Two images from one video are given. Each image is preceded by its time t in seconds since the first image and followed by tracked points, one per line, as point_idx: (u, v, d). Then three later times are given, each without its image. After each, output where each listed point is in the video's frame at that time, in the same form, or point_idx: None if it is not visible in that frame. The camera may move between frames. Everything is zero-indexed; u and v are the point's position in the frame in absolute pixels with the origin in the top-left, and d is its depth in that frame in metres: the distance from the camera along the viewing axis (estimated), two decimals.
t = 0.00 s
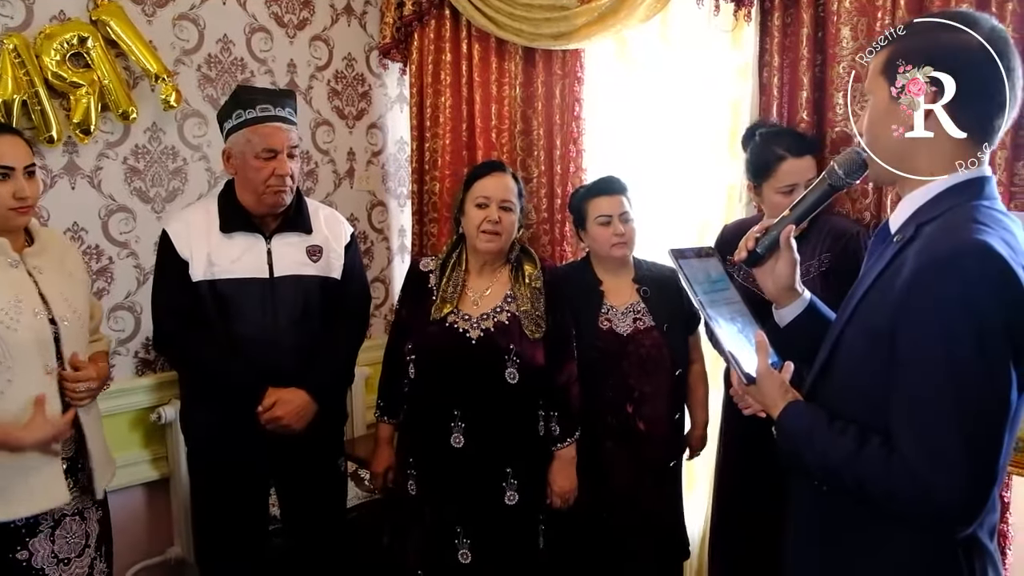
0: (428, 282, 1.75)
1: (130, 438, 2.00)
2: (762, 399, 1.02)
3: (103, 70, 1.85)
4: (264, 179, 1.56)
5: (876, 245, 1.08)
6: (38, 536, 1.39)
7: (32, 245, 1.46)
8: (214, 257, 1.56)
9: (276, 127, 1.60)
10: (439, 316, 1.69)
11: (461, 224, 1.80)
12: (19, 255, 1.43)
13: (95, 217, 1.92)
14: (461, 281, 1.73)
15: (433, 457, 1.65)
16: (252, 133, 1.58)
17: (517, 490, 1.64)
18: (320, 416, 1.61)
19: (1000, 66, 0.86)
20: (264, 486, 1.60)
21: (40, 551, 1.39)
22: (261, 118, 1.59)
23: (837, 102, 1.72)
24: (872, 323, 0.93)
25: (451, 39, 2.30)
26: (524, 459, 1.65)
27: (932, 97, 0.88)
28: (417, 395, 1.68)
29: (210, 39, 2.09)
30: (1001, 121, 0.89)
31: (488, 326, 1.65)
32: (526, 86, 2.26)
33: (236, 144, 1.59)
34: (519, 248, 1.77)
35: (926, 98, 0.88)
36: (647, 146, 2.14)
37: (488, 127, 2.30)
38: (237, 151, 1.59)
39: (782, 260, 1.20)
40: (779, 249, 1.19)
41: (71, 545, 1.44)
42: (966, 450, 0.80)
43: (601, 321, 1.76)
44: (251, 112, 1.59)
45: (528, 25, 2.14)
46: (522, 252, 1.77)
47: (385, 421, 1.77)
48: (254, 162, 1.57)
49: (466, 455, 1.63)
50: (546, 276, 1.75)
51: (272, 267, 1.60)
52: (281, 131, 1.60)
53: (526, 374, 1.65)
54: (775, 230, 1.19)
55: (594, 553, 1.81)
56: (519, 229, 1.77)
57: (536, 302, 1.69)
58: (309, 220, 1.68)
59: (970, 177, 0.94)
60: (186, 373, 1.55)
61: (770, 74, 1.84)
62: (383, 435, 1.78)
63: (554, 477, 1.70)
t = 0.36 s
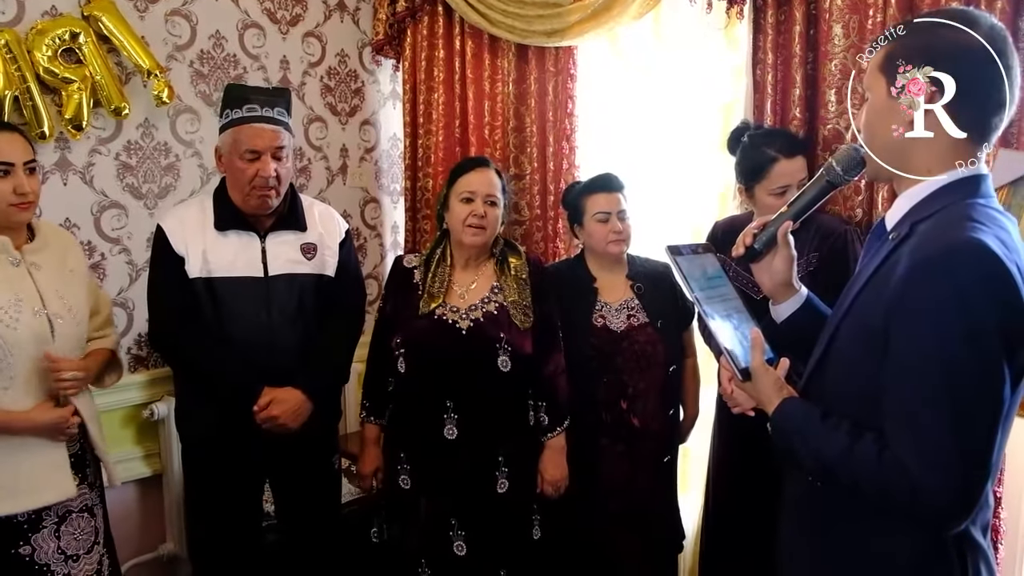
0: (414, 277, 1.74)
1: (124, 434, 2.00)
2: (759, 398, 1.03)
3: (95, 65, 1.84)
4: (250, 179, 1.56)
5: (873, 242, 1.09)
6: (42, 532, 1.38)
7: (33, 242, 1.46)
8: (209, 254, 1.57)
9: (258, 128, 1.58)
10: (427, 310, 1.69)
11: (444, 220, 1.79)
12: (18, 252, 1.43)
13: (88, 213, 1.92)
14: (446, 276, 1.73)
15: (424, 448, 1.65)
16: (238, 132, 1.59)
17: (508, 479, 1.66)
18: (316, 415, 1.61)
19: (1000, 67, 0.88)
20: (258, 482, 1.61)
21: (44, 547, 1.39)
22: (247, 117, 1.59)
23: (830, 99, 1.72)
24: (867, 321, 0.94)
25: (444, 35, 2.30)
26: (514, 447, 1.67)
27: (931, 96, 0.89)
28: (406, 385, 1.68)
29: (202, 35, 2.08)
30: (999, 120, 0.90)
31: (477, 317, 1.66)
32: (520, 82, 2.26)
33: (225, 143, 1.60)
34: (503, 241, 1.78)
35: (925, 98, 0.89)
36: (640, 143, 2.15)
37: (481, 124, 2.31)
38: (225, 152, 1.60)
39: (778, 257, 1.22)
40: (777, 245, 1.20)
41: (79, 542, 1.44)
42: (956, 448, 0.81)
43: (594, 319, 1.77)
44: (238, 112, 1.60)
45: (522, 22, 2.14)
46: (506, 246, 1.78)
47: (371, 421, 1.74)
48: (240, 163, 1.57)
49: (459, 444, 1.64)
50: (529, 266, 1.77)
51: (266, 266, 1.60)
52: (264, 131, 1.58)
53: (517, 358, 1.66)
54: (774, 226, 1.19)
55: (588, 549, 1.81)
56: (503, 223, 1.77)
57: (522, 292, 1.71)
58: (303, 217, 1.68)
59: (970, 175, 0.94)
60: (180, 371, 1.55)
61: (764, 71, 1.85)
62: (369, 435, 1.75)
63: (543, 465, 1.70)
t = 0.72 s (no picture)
0: (393, 274, 1.72)
1: (116, 430, 1.99)
2: (753, 395, 1.03)
3: (86, 61, 1.83)
4: (237, 184, 1.56)
5: (867, 238, 1.09)
6: (34, 528, 1.37)
7: (23, 239, 1.45)
8: (200, 249, 1.56)
9: (248, 131, 1.57)
10: (411, 306, 1.67)
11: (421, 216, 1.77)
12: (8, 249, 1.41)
13: (79, 210, 1.91)
14: (426, 271, 1.71)
15: (412, 443, 1.64)
16: (229, 134, 1.58)
17: (498, 470, 1.66)
18: (307, 411, 1.61)
19: (1000, 66, 0.88)
20: (250, 480, 1.60)
21: (35, 543, 1.38)
22: (237, 120, 1.58)
23: (823, 96, 1.73)
24: (860, 317, 0.94)
25: (437, 31, 2.28)
26: (501, 437, 1.67)
27: (931, 97, 0.89)
28: (393, 379, 1.66)
29: (194, 31, 2.07)
30: (998, 115, 0.91)
31: (461, 308, 1.65)
32: (513, 78, 2.26)
33: (217, 143, 1.60)
34: (480, 233, 1.76)
35: (926, 99, 0.89)
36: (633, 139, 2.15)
37: (474, 120, 2.28)
38: (217, 151, 1.60)
39: (773, 250, 1.21)
40: (770, 239, 1.20)
41: (72, 537, 1.44)
42: (950, 445, 0.81)
43: (587, 315, 1.77)
44: (229, 114, 1.59)
45: (514, 18, 2.14)
46: (484, 237, 1.76)
47: (357, 421, 1.71)
48: (230, 165, 1.57)
49: (446, 438, 1.63)
50: (510, 254, 1.75)
51: (258, 258, 1.59)
52: (254, 134, 1.57)
53: (504, 350, 1.66)
54: (767, 220, 1.20)
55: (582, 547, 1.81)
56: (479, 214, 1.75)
57: (504, 282, 1.70)
58: (296, 212, 1.67)
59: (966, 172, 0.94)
60: (172, 368, 1.55)
61: (758, 68, 1.85)
62: (356, 434, 1.71)
63: (531, 449, 1.72)
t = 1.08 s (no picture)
0: (378, 276, 1.69)
1: (110, 432, 1.99)
2: (745, 396, 1.03)
3: (75, 63, 1.82)
4: (230, 190, 1.56)
5: (859, 237, 1.09)
6: (25, 532, 1.37)
7: (16, 243, 1.44)
8: (190, 249, 1.56)
9: (242, 139, 1.57)
10: (398, 307, 1.65)
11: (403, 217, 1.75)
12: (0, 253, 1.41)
13: (70, 212, 1.90)
14: (411, 271, 1.69)
15: (404, 445, 1.64)
16: (222, 142, 1.57)
17: (491, 465, 1.66)
18: (298, 412, 1.61)
19: (997, 63, 0.88)
20: (243, 481, 1.60)
21: (26, 547, 1.38)
22: (231, 128, 1.57)
23: (815, 95, 1.73)
24: (849, 316, 0.94)
25: (429, 30, 2.28)
26: (492, 432, 1.68)
27: (932, 97, 0.89)
28: (382, 380, 1.65)
29: (184, 32, 2.06)
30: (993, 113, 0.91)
31: (449, 306, 1.64)
32: (505, 78, 2.26)
33: (209, 148, 1.59)
34: (462, 231, 1.76)
35: (926, 99, 0.89)
36: (625, 138, 2.15)
37: (466, 120, 2.28)
38: (210, 154, 1.59)
39: (766, 249, 1.20)
40: (763, 240, 1.20)
41: (61, 541, 1.44)
42: (940, 445, 0.81)
43: (578, 315, 1.77)
44: (222, 121, 1.58)
45: (505, 18, 2.13)
46: (466, 235, 1.76)
47: (345, 423, 1.72)
48: (223, 171, 1.56)
49: (437, 437, 1.63)
50: (493, 252, 1.75)
51: (250, 260, 1.59)
52: (248, 143, 1.57)
53: (493, 347, 1.66)
54: (762, 219, 1.19)
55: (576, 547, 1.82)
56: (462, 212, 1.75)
57: (489, 279, 1.70)
58: (288, 215, 1.67)
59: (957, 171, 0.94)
60: (165, 370, 1.55)
61: (750, 67, 1.85)
62: (342, 436, 1.72)
63: (520, 443, 1.72)
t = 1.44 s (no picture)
0: (372, 273, 1.69)
1: (107, 434, 1.99)
2: (744, 397, 1.03)
3: (72, 64, 1.82)
4: (233, 178, 1.56)
5: (857, 237, 1.09)
6: (22, 538, 1.38)
7: (13, 244, 1.45)
8: (189, 249, 1.57)
9: (240, 129, 1.58)
10: (393, 303, 1.65)
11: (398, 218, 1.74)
12: None
13: (66, 214, 1.90)
14: (407, 269, 1.69)
15: (400, 442, 1.64)
16: (221, 133, 1.58)
17: (487, 460, 1.67)
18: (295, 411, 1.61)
19: (993, 62, 0.89)
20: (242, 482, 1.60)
21: (23, 553, 1.38)
22: (230, 118, 1.59)
23: (814, 95, 1.74)
24: (849, 316, 0.95)
25: (425, 32, 2.29)
26: (487, 429, 1.68)
27: (930, 97, 0.89)
28: (379, 380, 1.65)
29: (181, 34, 2.06)
30: (987, 111, 0.92)
31: (444, 302, 1.65)
32: (502, 79, 2.27)
33: (206, 143, 1.60)
34: (457, 231, 1.77)
35: (925, 99, 0.89)
36: (623, 138, 2.15)
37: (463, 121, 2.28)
38: (207, 149, 1.60)
39: (766, 252, 1.21)
40: (762, 242, 1.21)
41: (55, 546, 1.43)
42: (939, 444, 0.81)
43: (575, 314, 1.77)
44: (221, 111, 1.59)
45: (502, 18, 2.14)
46: (461, 235, 1.77)
47: (340, 422, 1.70)
48: (223, 163, 1.57)
49: (433, 433, 1.63)
50: (487, 251, 1.76)
51: (246, 259, 1.60)
52: (247, 132, 1.59)
53: (488, 344, 1.66)
54: (761, 223, 1.20)
55: (574, 546, 1.82)
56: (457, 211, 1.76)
57: (484, 277, 1.71)
58: (284, 213, 1.68)
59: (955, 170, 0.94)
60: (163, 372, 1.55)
61: (749, 67, 1.85)
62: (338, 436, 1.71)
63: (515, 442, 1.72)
